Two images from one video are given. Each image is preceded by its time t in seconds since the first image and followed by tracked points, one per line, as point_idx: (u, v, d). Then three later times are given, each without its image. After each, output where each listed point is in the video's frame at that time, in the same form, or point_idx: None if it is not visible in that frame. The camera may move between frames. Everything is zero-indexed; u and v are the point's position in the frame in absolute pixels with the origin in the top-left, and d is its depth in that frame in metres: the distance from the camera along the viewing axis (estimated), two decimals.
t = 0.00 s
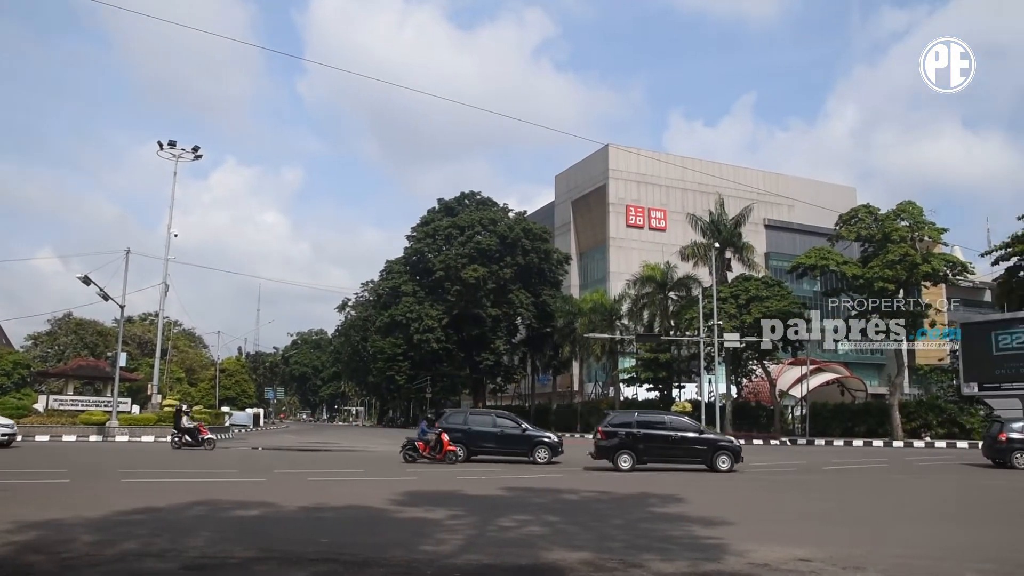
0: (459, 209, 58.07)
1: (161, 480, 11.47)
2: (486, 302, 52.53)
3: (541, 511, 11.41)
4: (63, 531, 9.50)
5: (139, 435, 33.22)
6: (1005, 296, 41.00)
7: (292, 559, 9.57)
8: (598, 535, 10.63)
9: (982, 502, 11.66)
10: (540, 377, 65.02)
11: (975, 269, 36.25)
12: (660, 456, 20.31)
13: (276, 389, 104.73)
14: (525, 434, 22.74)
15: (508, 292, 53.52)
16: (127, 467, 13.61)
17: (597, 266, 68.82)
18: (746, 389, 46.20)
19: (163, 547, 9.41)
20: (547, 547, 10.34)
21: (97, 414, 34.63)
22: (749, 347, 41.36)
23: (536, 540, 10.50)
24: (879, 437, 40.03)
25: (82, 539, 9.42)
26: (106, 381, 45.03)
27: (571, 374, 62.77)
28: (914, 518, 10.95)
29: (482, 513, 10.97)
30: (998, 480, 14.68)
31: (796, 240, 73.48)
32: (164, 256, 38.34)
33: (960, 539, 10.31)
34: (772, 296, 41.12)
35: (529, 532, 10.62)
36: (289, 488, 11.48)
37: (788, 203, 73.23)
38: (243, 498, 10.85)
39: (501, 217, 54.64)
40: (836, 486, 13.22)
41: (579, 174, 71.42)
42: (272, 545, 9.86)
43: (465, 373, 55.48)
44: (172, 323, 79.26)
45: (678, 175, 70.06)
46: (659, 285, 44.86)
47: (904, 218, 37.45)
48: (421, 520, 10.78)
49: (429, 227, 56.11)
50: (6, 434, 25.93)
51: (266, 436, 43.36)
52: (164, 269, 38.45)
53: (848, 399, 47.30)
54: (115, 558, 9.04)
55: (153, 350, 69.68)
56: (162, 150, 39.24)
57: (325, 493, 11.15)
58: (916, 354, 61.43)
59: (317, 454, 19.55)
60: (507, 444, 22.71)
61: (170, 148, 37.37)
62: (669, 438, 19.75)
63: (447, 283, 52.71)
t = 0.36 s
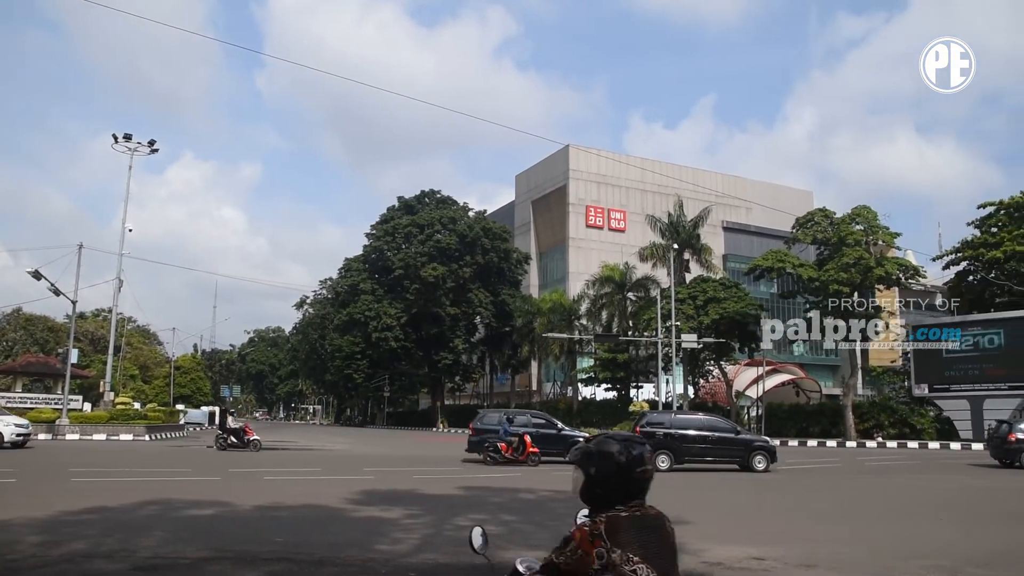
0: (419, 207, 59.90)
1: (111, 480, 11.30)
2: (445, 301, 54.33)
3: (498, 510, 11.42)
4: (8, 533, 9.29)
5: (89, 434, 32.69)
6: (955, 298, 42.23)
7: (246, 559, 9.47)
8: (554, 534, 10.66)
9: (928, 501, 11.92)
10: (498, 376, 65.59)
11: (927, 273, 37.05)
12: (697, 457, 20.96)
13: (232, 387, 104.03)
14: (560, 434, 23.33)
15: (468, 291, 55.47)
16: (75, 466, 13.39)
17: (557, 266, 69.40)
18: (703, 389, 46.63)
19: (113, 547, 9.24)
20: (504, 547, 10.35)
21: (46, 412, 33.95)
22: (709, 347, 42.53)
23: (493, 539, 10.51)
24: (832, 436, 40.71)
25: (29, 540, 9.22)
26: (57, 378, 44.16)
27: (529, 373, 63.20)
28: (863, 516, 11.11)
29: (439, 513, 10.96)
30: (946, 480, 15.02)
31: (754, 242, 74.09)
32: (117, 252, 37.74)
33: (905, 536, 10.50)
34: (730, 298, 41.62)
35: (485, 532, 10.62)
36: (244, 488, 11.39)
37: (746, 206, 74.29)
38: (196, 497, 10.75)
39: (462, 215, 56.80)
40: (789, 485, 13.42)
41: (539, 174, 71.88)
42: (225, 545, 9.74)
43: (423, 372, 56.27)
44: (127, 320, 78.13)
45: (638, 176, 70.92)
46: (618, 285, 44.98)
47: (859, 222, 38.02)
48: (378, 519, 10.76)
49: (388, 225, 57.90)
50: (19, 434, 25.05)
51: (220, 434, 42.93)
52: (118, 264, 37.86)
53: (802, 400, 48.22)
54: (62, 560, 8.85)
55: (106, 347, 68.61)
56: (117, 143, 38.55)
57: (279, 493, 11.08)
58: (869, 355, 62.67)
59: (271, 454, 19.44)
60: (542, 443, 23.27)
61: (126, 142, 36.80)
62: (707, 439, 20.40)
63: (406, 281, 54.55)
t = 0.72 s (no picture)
0: (378, 204, 59.33)
1: (58, 477, 11.15)
2: (403, 299, 54.53)
3: (452, 508, 11.43)
4: None
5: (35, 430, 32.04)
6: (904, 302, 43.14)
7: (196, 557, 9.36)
8: (508, 533, 10.69)
9: (872, 500, 12.18)
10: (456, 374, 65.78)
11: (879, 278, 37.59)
12: (730, 458, 21.20)
13: (186, 383, 102.94)
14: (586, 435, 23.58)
15: (425, 288, 55.44)
16: (20, 463, 13.17)
17: (516, 265, 69.83)
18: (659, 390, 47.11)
19: (58, 546, 9.07)
20: (458, 545, 10.35)
21: None
22: (664, 348, 42.45)
23: (447, 537, 10.51)
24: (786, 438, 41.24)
25: None
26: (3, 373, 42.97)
27: (486, 372, 63.54)
28: (810, 514, 11.31)
29: (393, 511, 10.96)
30: (893, 481, 15.33)
31: (711, 245, 75.04)
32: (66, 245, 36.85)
33: (849, 533, 10.70)
34: (686, 299, 41.85)
35: (439, 530, 10.63)
36: (195, 485, 11.31)
37: (704, 209, 75.27)
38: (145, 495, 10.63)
39: (421, 213, 56.70)
40: (739, 484, 13.62)
41: (501, 173, 72.21)
42: (175, 543, 9.63)
43: (379, 370, 56.43)
44: (77, 313, 76.61)
45: (598, 177, 71.40)
46: (576, 286, 45.34)
47: (814, 227, 38.60)
48: (331, 518, 10.77)
49: (347, 221, 57.31)
50: (35, 432, 24.41)
51: (170, 431, 42.19)
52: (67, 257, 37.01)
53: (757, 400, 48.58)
54: (4, 559, 8.66)
55: (55, 340, 67.26)
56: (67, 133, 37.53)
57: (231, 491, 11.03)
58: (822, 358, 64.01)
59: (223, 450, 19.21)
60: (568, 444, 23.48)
61: (76, 133, 35.95)
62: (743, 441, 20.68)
63: (364, 278, 54.54)
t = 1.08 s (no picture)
0: (340, 200, 59.56)
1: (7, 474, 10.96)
2: (364, 295, 54.40)
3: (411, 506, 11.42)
4: None
5: None
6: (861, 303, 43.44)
7: (150, 554, 9.25)
8: (466, 530, 10.69)
9: (824, 497, 12.39)
10: (417, 372, 65.74)
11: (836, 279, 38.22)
12: (759, 457, 21.45)
13: (141, 380, 101.69)
14: (609, 434, 23.83)
15: (387, 285, 55.42)
16: None
17: (477, 263, 69.81)
18: (619, 389, 47.48)
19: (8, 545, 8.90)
20: (416, 543, 10.34)
21: None
22: (624, 347, 42.93)
23: (405, 535, 10.49)
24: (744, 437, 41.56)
25: None
26: None
27: (447, 370, 63.64)
28: (763, 511, 11.48)
29: (351, 509, 10.93)
30: (846, 479, 15.60)
31: (673, 245, 75.39)
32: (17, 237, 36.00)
33: (801, 529, 10.87)
34: (646, 298, 41.87)
35: (397, 528, 10.61)
36: (150, 483, 11.19)
37: (666, 208, 76.09)
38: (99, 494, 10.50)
39: (383, 210, 56.61)
40: (697, 482, 13.77)
41: (463, 171, 72.35)
42: (129, 540, 9.51)
43: (340, 367, 56.35)
44: (30, 308, 75.16)
45: (561, 175, 71.69)
46: (537, 284, 45.70)
47: (774, 228, 39.01)
48: (289, 515, 10.71)
49: (308, 217, 57.81)
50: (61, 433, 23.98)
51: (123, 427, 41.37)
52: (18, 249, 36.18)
53: (717, 401, 49.48)
54: None
55: (7, 334, 65.93)
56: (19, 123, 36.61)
57: (187, 489, 10.94)
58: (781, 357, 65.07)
59: (180, 447, 19.04)
60: (591, 443, 23.73)
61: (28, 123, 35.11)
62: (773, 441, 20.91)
63: (324, 274, 54.58)
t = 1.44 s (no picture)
0: (296, 192, 59.06)
1: None
2: (319, 290, 54.21)
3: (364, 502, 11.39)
4: None
5: None
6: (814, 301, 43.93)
7: (97, 552, 9.11)
8: (420, 526, 10.69)
9: (774, 492, 12.61)
10: (373, 367, 65.72)
11: (789, 278, 38.81)
12: (781, 454, 21.85)
13: (91, 374, 99.99)
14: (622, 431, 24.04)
15: (342, 280, 55.55)
16: None
17: (434, 259, 69.82)
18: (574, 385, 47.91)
19: None
20: (369, 539, 10.31)
21: None
22: (580, 344, 43.69)
23: (359, 532, 10.46)
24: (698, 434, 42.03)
25: None
26: None
27: (404, 366, 63.76)
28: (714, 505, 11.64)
29: (304, 506, 10.88)
30: (796, 475, 15.88)
31: (628, 242, 76.52)
32: None
33: (750, 523, 11.05)
34: (602, 295, 42.88)
35: (351, 524, 10.58)
36: (97, 481, 11.03)
37: (623, 206, 76.63)
38: (45, 492, 10.33)
39: (339, 204, 56.90)
40: (650, 478, 13.90)
41: (419, 166, 72.30)
42: (76, 538, 9.35)
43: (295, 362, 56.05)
44: None
45: (518, 172, 72.05)
46: (494, 280, 45.80)
47: (729, 227, 39.44)
48: (241, 511, 10.63)
49: (263, 210, 56.76)
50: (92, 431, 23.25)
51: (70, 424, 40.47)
52: None
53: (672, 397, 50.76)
54: None
55: None
56: None
57: (137, 487, 10.80)
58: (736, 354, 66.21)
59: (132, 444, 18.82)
60: (604, 440, 23.92)
61: None
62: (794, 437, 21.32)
63: (279, 269, 54.23)
